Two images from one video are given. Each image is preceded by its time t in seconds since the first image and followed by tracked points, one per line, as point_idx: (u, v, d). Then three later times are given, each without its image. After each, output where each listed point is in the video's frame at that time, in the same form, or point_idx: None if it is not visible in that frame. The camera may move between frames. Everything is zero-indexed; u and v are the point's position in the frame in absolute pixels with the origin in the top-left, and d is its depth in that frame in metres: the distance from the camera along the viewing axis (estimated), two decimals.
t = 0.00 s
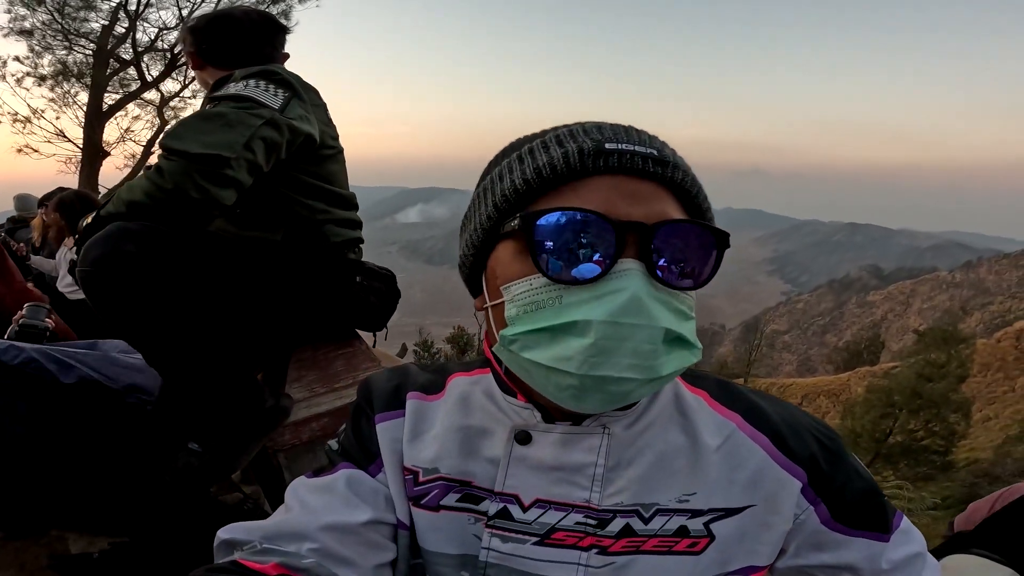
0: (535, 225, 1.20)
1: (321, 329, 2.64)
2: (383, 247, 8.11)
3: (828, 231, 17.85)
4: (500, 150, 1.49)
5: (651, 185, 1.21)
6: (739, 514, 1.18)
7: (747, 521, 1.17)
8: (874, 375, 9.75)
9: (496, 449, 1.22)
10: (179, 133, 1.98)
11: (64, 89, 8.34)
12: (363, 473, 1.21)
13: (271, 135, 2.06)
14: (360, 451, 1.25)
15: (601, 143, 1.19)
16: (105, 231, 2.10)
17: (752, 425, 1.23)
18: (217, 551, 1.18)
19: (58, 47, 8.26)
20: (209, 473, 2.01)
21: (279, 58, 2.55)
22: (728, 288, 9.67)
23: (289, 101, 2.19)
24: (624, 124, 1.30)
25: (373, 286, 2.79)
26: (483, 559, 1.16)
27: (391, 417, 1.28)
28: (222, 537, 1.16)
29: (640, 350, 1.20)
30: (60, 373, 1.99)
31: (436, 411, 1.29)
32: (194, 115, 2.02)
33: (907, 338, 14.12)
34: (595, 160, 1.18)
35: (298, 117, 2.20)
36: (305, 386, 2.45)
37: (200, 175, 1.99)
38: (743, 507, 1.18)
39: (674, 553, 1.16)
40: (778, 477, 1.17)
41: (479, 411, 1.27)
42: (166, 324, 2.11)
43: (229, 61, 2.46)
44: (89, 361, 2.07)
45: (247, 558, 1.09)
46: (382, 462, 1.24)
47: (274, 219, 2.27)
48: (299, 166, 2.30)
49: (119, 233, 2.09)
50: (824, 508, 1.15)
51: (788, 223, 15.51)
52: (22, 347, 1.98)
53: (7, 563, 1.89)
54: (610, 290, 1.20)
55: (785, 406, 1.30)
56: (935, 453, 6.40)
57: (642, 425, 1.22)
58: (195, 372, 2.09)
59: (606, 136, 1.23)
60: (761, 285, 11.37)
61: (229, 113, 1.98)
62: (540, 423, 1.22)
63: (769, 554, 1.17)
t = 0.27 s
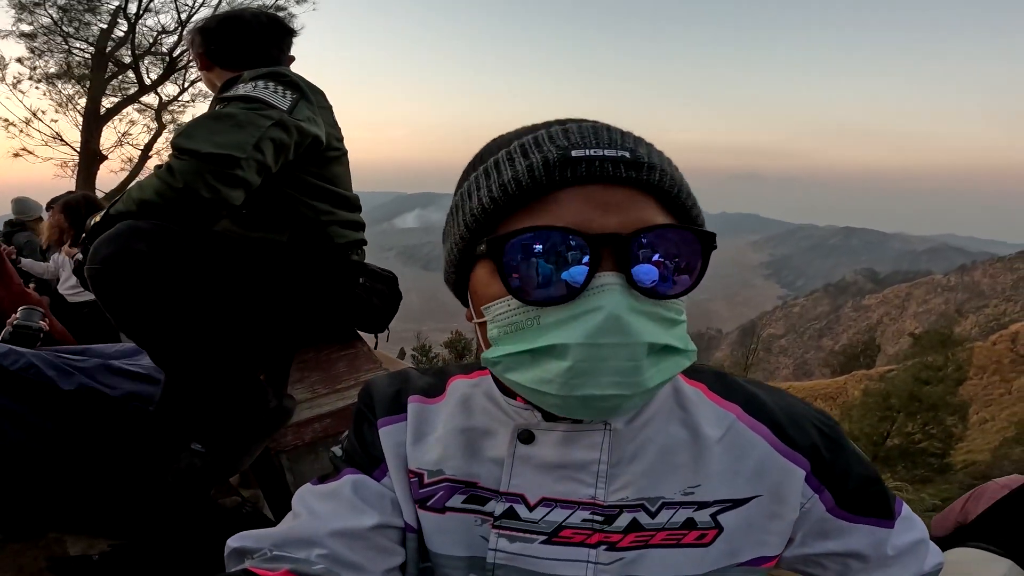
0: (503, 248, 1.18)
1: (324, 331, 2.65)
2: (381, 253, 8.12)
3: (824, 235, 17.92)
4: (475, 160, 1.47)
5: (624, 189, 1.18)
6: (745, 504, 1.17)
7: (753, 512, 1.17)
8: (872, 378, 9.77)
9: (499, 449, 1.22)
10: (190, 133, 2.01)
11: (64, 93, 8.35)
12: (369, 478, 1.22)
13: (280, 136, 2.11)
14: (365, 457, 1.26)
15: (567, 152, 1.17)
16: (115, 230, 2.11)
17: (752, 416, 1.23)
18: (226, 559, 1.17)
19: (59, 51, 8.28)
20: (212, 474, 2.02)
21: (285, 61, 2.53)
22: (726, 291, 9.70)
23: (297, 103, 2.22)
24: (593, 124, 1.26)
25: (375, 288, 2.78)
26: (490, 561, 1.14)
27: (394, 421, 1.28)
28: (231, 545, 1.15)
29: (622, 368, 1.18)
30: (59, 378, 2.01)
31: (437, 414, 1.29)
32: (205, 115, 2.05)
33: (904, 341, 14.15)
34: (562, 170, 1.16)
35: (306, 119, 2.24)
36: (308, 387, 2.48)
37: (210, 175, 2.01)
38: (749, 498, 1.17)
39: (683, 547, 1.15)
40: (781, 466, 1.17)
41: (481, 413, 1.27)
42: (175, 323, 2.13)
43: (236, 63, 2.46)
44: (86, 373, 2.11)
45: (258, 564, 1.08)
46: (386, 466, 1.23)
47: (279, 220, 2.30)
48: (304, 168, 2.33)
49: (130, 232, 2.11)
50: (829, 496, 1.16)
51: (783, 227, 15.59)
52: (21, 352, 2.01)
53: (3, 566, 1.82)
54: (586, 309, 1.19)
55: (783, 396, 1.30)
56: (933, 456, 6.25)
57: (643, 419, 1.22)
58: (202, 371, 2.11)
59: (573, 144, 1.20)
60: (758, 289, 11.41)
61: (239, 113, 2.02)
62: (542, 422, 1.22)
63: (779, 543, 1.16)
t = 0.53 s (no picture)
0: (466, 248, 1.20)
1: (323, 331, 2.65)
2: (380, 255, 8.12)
3: (821, 237, 17.97)
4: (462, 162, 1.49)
5: (584, 182, 1.16)
6: (754, 508, 1.17)
7: (762, 516, 1.17)
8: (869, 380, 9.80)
9: (506, 450, 1.22)
10: (196, 135, 2.02)
11: (62, 96, 8.34)
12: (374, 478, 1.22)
13: (283, 139, 2.12)
14: (372, 456, 1.26)
15: (521, 151, 1.16)
16: (122, 229, 2.07)
17: (765, 419, 1.22)
18: (233, 557, 1.18)
19: (58, 55, 8.27)
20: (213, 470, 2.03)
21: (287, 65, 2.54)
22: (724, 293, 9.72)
23: (299, 105, 2.24)
24: (558, 117, 1.24)
25: (375, 290, 2.79)
26: (498, 562, 1.14)
27: (401, 419, 1.28)
28: (238, 544, 1.16)
29: (582, 366, 1.17)
30: (75, 370, 1.98)
31: (443, 412, 1.29)
32: (210, 118, 2.07)
33: (900, 343, 14.19)
34: (518, 169, 1.16)
35: (308, 122, 2.26)
36: (305, 386, 2.49)
37: (215, 177, 2.03)
38: (758, 502, 1.17)
39: (692, 550, 1.15)
40: (793, 471, 1.17)
41: (487, 414, 1.26)
42: (179, 322, 2.11)
43: (238, 67, 2.47)
44: (102, 361, 2.06)
45: (264, 564, 1.09)
46: (393, 466, 1.23)
47: (280, 221, 2.34)
48: (305, 170, 2.34)
49: (137, 231, 2.08)
50: (839, 500, 1.16)
51: (781, 229, 15.62)
52: (32, 346, 1.97)
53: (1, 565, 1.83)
54: (545, 307, 1.18)
55: (794, 398, 1.29)
56: (930, 458, 6.35)
57: (652, 421, 1.21)
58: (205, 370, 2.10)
59: (531, 140, 1.20)
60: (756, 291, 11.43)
61: (243, 117, 2.03)
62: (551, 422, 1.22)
63: (788, 547, 1.17)
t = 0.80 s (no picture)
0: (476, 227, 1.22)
1: (320, 322, 2.69)
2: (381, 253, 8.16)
3: (821, 237, 18.00)
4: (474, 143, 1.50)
5: (599, 171, 1.18)
6: (736, 493, 1.20)
7: (744, 501, 1.20)
8: (868, 381, 9.83)
9: (502, 428, 1.25)
10: (200, 133, 2.05)
11: (65, 95, 8.36)
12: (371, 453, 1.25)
13: (283, 137, 2.16)
14: (368, 430, 1.29)
15: (538, 136, 1.18)
16: (128, 221, 2.12)
17: (750, 408, 1.25)
18: (227, 532, 1.22)
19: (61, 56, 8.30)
20: (212, 455, 2.10)
21: (288, 67, 2.57)
22: (724, 292, 9.75)
23: (298, 106, 2.27)
24: (575, 105, 1.26)
25: (371, 282, 2.82)
26: (489, 538, 1.18)
27: (397, 395, 1.31)
28: (233, 520, 1.19)
29: (587, 353, 1.19)
30: (83, 357, 2.07)
31: (440, 389, 1.32)
32: (214, 116, 2.10)
33: (899, 344, 14.24)
34: (534, 154, 1.18)
35: (307, 121, 2.30)
36: (303, 377, 2.51)
37: (218, 173, 2.06)
38: (740, 488, 1.20)
39: (674, 532, 1.19)
40: (774, 459, 1.20)
41: (485, 391, 1.29)
42: (186, 314, 2.15)
43: (242, 68, 2.50)
44: (104, 351, 2.17)
45: (258, 540, 1.13)
46: (389, 441, 1.27)
47: (279, 215, 2.36)
48: (304, 167, 2.37)
49: (143, 223, 2.12)
50: (815, 486, 1.19)
51: (781, 229, 15.66)
52: (42, 335, 2.06)
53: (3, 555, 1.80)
54: (554, 291, 1.21)
55: (781, 387, 1.33)
56: (929, 457, 6.47)
57: (644, 406, 1.24)
58: (210, 358, 2.17)
59: (547, 126, 1.21)
60: (756, 290, 11.47)
61: (246, 115, 2.06)
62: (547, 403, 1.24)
63: (764, 533, 1.20)
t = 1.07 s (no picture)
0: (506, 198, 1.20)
1: (310, 321, 2.70)
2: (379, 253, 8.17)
3: (820, 238, 18.02)
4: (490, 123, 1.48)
5: (640, 154, 1.19)
6: (721, 503, 1.20)
7: (727, 512, 1.20)
8: (866, 381, 9.85)
9: (487, 428, 1.24)
10: (188, 131, 2.05)
11: (64, 95, 8.36)
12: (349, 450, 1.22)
13: (271, 137, 2.16)
14: (346, 427, 1.26)
15: (584, 111, 1.18)
16: (114, 218, 2.10)
17: (740, 417, 1.25)
18: (198, 532, 1.22)
19: (60, 56, 8.30)
20: (201, 455, 2.05)
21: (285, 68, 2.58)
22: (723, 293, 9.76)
23: (288, 106, 2.28)
24: (616, 90, 1.27)
25: (361, 282, 2.83)
26: (466, 541, 1.18)
27: (378, 392, 1.28)
28: (203, 521, 1.19)
29: (617, 337, 1.20)
30: (77, 358, 2.06)
31: (424, 386, 1.31)
32: (203, 115, 2.10)
33: (898, 345, 14.25)
34: (577, 129, 1.17)
35: (297, 121, 2.30)
36: (294, 375, 2.54)
37: (206, 171, 2.06)
38: (725, 499, 1.20)
39: (654, 541, 1.19)
40: (762, 470, 1.20)
41: (470, 390, 1.28)
42: (174, 314, 2.16)
43: (242, 65, 2.50)
44: (97, 350, 2.16)
45: (230, 542, 1.14)
46: (368, 440, 1.24)
47: (269, 214, 2.37)
48: (293, 165, 2.37)
49: (129, 220, 2.11)
50: (801, 498, 1.20)
51: (780, 230, 15.68)
52: (36, 335, 2.05)
53: None
54: (588, 271, 1.20)
55: (770, 395, 1.33)
56: (929, 458, 6.67)
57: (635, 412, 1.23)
58: (197, 358, 2.16)
59: (592, 105, 1.22)
60: (755, 291, 11.48)
61: (236, 115, 2.07)
62: (535, 405, 1.22)
63: (747, 545, 1.20)
